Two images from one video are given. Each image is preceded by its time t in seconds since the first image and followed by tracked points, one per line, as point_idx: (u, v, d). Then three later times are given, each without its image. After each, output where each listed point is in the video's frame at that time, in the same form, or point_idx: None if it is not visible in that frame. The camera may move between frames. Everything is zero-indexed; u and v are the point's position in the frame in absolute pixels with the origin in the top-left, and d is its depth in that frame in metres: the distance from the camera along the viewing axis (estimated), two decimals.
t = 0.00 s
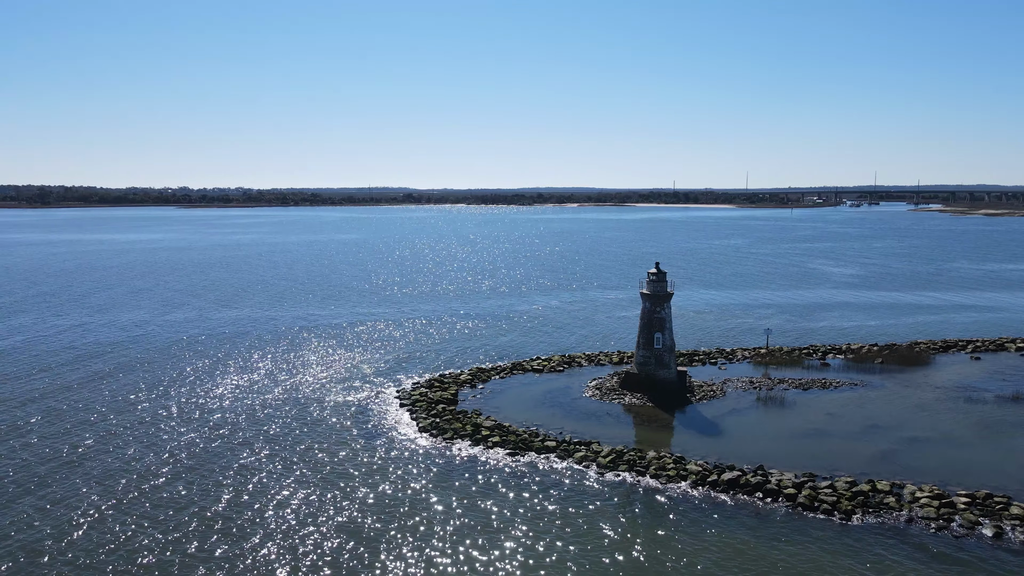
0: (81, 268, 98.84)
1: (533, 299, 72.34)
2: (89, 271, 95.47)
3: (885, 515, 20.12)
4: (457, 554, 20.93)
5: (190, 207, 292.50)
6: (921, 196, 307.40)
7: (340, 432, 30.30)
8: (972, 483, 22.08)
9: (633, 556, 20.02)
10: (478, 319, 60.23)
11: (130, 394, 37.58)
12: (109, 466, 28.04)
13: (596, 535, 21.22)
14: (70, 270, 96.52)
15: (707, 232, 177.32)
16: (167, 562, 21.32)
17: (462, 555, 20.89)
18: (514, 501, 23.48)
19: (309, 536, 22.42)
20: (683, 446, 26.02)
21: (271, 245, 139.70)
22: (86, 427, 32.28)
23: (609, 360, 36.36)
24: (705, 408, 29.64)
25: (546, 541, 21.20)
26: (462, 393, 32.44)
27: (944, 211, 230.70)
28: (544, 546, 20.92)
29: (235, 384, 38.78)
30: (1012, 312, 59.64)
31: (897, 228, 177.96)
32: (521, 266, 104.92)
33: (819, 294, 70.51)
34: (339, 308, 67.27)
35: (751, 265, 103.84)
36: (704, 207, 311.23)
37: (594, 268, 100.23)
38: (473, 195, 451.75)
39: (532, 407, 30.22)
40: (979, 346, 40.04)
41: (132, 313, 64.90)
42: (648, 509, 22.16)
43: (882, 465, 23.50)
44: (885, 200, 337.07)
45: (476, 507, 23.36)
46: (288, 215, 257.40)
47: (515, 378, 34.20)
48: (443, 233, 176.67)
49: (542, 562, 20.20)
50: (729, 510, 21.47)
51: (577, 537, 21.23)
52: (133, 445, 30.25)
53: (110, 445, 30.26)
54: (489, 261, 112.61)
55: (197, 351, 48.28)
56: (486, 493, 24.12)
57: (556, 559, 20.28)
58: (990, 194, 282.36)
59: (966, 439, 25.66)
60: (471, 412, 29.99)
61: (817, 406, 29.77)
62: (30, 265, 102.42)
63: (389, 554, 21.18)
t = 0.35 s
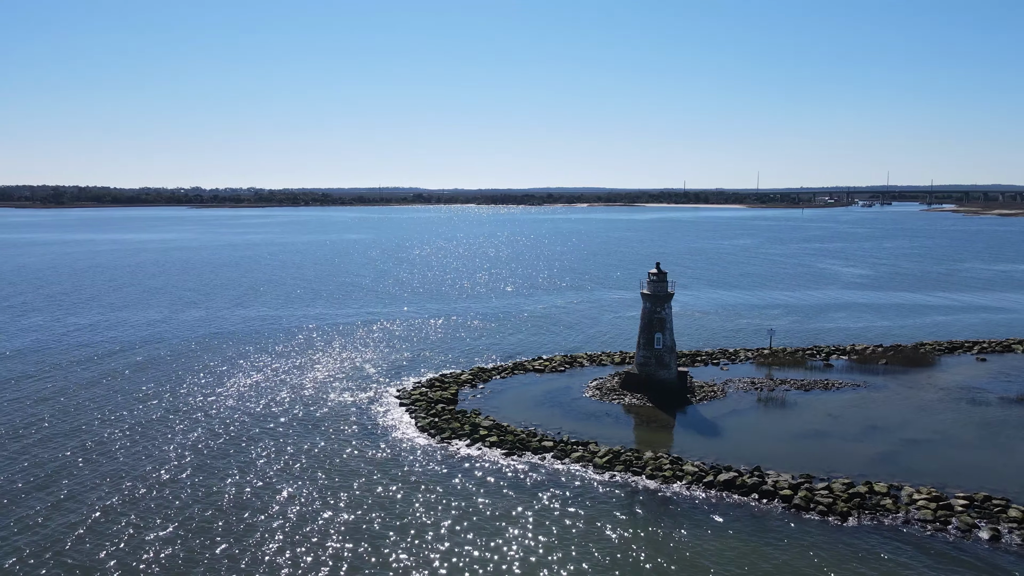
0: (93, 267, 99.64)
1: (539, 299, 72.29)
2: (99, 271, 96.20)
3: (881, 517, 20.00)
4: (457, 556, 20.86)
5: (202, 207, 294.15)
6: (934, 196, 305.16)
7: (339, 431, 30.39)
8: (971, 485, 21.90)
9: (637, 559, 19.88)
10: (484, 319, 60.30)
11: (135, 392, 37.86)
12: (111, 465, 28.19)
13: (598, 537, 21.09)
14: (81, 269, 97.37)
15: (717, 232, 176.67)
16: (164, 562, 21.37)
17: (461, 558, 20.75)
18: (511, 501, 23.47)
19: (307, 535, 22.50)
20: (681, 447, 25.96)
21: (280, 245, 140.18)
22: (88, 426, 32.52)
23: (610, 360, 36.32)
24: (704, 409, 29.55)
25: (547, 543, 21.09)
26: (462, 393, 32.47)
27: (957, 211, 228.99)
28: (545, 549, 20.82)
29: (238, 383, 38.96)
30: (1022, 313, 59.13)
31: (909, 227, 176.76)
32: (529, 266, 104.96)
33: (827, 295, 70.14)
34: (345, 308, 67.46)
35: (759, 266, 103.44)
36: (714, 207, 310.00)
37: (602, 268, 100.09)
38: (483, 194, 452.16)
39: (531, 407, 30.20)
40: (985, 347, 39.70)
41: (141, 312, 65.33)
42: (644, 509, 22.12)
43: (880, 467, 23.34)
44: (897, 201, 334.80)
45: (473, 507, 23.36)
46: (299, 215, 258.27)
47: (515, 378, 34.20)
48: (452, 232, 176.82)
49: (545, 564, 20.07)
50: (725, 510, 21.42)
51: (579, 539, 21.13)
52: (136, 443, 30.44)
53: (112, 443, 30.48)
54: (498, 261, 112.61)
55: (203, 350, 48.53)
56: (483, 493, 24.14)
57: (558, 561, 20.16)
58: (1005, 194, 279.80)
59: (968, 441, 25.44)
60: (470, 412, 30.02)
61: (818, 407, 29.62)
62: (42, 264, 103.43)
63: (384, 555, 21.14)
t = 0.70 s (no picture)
0: (104, 267, 100.47)
1: (545, 299, 72.26)
2: (110, 270, 97.00)
3: (876, 518, 19.91)
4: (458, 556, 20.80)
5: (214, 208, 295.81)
6: (947, 196, 302.65)
7: (340, 430, 30.52)
8: (969, 487, 21.73)
9: (638, 559, 19.76)
10: (489, 319, 60.39)
11: (140, 390, 38.20)
12: (113, 462, 28.42)
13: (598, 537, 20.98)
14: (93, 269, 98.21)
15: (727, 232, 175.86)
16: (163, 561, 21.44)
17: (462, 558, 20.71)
18: (504, 500, 23.54)
19: (305, 534, 22.59)
20: (678, 448, 25.89)
21: (289, 245, 140.76)
22: (94, 424, 32.85)
23: (612, 360, 36.29)
24: (704, 410, 29.46)
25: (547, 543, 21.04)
26: (462, 392, 32.55)
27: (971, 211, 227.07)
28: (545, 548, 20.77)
29: (242, 382, 39.18)
30: None
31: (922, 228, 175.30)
32: (536, 266, 105.05)
33: (836, 295, 69.75)
34: (352, 307, 67.70)
35: (768, 266, 103.06)
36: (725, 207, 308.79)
37: (609, 268, 99.89)
38: (493, 195, 452.37)
39: (530, 407, 30.23)
40: (991, 348, 39.36)
41: (149, 311, 65.83)
42: (639, 508, 22.13)
43: (879, 468, 23.21)
44: (910, 201, 332.41)
45: (467, 506, 23.44)
46: (309, 215, 259.07)
47: (515, 378, 34.24)
48: (461, 233, 176.85)
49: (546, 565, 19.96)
50: (718, 510, 21.41)
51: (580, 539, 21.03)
52: (138, 441, 30.69)
53: (116, 439, 30.83)
54: (506, 261, 112.62)
55: (209, 349, 48.83)
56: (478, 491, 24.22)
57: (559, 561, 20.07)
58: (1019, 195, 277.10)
59: (969, 443, 25.25)
60: (469, 411, 30.08)
61: (819, 408, 29.49)
62: (56, 263, 104.58)
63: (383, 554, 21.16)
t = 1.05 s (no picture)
0: (113, 266, 101.16)
1: (550, 299, 72.19)
2: (118, 270, 97.68)
3: (870, 520, 19.79)
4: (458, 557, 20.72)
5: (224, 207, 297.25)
6: (960, 197, 300.20)
7: (339, 428, 30.63)
8: (966, 489, 21.59)
9: (631, 560, 19.75)
10: (494, 318, 60.45)
11: (143, 389, 38.47)
12: (114, 460, 28.65)
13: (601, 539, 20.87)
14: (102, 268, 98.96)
15: (736, 232, 175.10)
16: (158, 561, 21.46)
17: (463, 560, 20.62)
18: (498, 500, 23.55)
19: (298, 533, 22.65)
20: (675, 449, 25.81)
21: (298, 244, 141.26)
22: (96, 421, 33.10)
23: (613, 360, 36.24)
24: (703, 410, 29.37)
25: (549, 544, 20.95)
26: (461, 391, 32.59)
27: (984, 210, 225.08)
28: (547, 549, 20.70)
29: (244, 381, 39.38)
30: None
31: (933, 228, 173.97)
32: (543, 265, 105.07)
33: (842, 296, 69.33)
34: (357, 307, 67.86)
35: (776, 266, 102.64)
36: (735, 207, 307.44)
37: (616, 268, 99.71)
38: (502, 195, 452.40)
39: (528, 407, 30.22)
40: (997, 350, 39.02)
41: (156, 310, 66.24)
42: (633, 509, 22.08)
43: (875, 470, 23.09)
44: (923, 200, 329.99)
45: (461, 505, 23.49)
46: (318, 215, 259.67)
47: (515, 377, 34.25)
48: (469, 233, 176.98)
49: (549, 567, 19.87)
50: (712, 510, 21.37)
51: (581, 540, 20.95)
52: (140, 438, 30.94)
53: (117, 437, 31.08)
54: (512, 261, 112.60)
55: (213, 348, 49.11)
56: (472, 491, 24.24)
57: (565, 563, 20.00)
58: None
59: (969, 445, 25.06)
60: (467, 411, 30.10)
61: (818, 409, 29.34)
62: (66, 262, 105.39)
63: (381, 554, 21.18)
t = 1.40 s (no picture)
0: (121, 265, 101.79)
1: (555, 299, 72.09)
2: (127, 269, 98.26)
3: (864, 521, 19.70)
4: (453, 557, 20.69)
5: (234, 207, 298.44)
6: (972, 197, 297.77)
7: (338, 427, 30.73)
8: (963, 491, 21.44)
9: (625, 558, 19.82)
10: (498, 318, 60.48)
11: (145, 387, 38.71)
12: (114, 458, 28.82)
13: (596, 539, 20.82)
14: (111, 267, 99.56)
15: (745, 232, 174.35)
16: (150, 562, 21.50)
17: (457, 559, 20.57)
18: (493, 499, 23.59)
19: (294, 531, 22.77)
20: (671, 449, 25.76)
21: (306, 244, 141.66)
22: (97, 420, 33.34)
23: (612, 360, 36.19)
24: (701, 411, 29.31)
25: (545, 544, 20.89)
26: (460, 391, 32.64)
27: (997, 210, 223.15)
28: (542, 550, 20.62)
29: (246, 380, 39.55)
30: None
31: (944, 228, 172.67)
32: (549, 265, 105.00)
33: (848, 296, 68.93)
34: (361, 306, 67.97)
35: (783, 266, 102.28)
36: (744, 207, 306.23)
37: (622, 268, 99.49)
38: (511, 195, 452.32)
39: (526, 406, 30.25)
40: (1001, 351, 38.72)
41: (162, 309, 66.56)
42: (627, 509, 22.05)
43: (872, 471, 22.97)
44: (934, 200, 327.58)
45: (455, 504, 23.56)
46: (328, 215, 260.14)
47: (514, 377, 34.28)
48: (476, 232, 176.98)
49: (545, 567, 19.82)
50: (706, 511, 21.33)
51: (576, 540, 20.91)
52: (141, 437, 31.12)
53: (118, 435, 31.29)
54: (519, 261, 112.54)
55: (217, 347, 49.31)
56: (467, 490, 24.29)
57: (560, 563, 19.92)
58: None
59: (968, 447, 24.88)
60: (465, 411, 30.14)
61: (818, 410, 29.22)
62: (75, 262, 106.02)
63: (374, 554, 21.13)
